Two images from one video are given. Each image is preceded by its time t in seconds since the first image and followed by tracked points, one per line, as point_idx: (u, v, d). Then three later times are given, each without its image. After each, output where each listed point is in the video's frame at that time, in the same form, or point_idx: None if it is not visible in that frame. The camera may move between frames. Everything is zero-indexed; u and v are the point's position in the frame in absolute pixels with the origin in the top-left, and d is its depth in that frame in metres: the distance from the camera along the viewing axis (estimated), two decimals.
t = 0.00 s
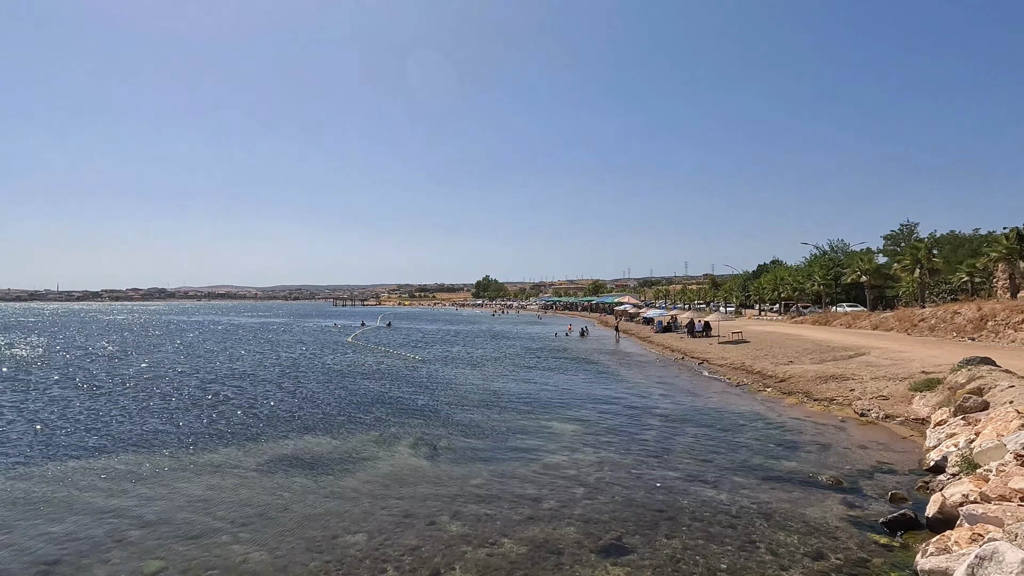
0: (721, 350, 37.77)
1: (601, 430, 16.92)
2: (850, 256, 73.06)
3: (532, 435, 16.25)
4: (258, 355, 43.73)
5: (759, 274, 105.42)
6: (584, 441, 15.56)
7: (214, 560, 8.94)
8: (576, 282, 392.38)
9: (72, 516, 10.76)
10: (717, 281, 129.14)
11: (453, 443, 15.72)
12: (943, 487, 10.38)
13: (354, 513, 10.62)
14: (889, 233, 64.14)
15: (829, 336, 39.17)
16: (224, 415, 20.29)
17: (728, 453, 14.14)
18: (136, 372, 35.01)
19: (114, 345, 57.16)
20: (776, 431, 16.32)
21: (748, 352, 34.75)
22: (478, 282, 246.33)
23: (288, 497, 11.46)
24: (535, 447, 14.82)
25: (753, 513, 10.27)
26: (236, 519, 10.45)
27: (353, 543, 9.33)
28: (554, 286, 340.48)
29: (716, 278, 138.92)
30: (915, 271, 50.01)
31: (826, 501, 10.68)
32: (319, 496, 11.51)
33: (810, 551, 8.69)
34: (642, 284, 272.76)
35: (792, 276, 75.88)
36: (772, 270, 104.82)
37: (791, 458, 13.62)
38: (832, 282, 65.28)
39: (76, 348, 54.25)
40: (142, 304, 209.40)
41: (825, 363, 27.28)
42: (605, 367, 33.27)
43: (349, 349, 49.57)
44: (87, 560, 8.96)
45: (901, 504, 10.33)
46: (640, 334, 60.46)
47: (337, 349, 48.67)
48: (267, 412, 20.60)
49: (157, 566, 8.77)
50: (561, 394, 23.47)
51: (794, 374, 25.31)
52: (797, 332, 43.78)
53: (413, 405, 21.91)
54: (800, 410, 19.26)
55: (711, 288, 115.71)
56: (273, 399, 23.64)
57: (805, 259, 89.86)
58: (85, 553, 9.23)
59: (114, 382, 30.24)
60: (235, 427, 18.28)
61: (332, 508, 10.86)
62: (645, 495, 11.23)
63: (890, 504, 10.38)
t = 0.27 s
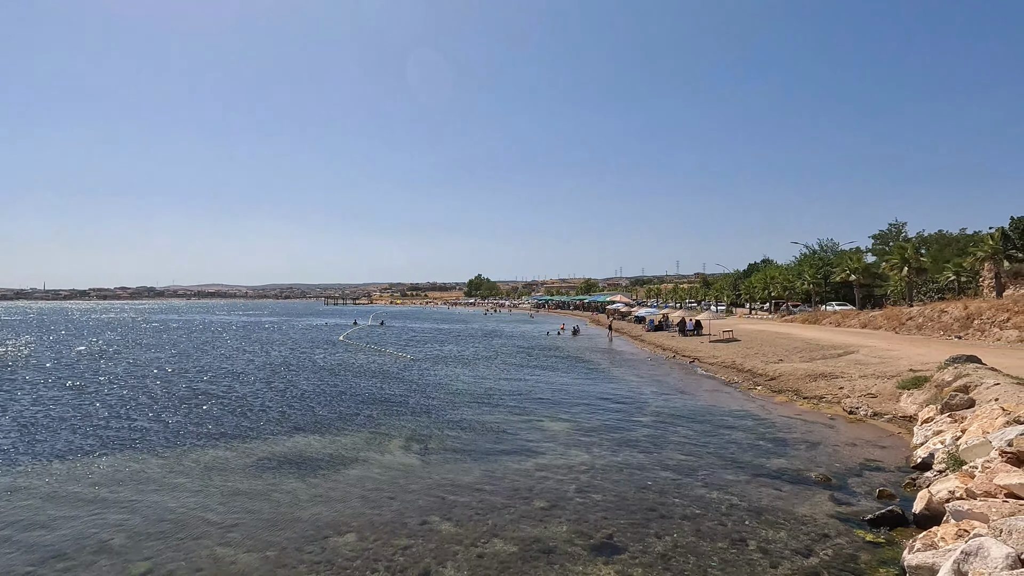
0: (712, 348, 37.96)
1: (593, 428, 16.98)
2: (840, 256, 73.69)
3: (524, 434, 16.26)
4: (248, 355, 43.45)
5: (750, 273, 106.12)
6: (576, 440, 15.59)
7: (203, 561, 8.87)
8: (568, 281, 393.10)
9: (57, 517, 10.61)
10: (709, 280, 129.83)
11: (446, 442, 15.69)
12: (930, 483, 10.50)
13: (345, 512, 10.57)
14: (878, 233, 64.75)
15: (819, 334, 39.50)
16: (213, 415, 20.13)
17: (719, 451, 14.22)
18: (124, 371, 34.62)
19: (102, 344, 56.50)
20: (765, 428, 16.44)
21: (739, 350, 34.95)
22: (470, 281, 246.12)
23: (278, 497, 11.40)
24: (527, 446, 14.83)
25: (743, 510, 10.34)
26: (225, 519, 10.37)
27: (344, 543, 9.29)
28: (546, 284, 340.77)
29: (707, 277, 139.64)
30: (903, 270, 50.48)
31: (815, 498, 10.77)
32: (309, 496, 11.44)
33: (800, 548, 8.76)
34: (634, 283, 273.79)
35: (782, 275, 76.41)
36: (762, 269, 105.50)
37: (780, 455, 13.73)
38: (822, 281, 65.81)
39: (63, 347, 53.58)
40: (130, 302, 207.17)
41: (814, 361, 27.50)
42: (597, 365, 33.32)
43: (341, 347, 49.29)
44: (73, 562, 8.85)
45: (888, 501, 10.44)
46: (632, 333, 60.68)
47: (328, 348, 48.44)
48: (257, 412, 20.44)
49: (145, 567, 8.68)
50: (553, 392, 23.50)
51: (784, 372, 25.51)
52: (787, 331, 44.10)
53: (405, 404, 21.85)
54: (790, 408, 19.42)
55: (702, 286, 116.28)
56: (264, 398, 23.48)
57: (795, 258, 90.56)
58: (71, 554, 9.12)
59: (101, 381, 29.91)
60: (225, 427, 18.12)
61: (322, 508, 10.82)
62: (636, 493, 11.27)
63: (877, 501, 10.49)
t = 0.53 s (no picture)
0: (703, 347, 38.17)
1: (584, 427, 17.00)
2: (829, 255, 74.31)
3: (515, 433, 16.27)
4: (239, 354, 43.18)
5: (740, 272, 106.74)
6: (568, 439, 15.60)
7: (192, 562, 8.80)
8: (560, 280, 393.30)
9: (43, 519, 10.46)
10: (700, 279, 130.38)
11: (438, 441, 15.68)
12: (917, 480, 10.62)
13: (337, 512, 10.53)
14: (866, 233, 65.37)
15: (810, 333, 39.80)
16: (203, 415, 19.99)
17: (709, 450, 14.30)
18: (111, 371, 34.20)
19: (89, 343, 55.79)
20: (756, 426, 16.58)
21: (730, 349, 35.14)
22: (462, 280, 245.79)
23: (269, 498, 11.33)
24: (519, 445, 14.84)
25: (733, 508, 10.42)
26: (215, 520, 10.30)
27: (336, 543, 9.25)
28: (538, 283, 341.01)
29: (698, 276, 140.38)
30: (891, 270, 50.97)
31: (804, 496, 10.87)
32: (300, 496, 11.38)
33: (789, 545, 8.84)
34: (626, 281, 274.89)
35: (772, 274, 76.96)
36: (753, 268, 106.14)
37: (770, 453, 13.84)
38: (812, 280, 66.33)
39: (49, 347, 52.84)
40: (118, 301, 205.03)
41: (805, 360, 27.71)
42: (589, 364, 33.34)
43: (331, 347, 49.00)
44: (59, 565, 8.73)
45: (876, 498, 10.54)
46: (624, 332, 60.86)
47: (319, 347, 48.10)
48: (247, 412, 20.27)
49: (133, 569, 8.59)
50: (545, 391, 23.53)
51: (774, 370, 25.69)
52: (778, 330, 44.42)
53: (397, 403, 21.78)
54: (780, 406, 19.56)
55: (693, 285, 116.84)
56: (254, 398, 23.29)
57: (785, 258, 91.17)
58: (57, 556, 9.01)
59: (87, 381, 29.53)
60: (214, 427, 17.94)
61: (313, 508, 10.76)
62: (628, 492, 11.29)
63: (866, 498, 10.60)
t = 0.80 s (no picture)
0: (694, 346, 38.39)
1: (575, 426, 17.03)
2: (818, 255, 74.94)
3: (506, 432, 16.27)
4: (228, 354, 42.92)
5: (731, 272, 107.32)
6: (558, 438, 15.62)
7: (179, 563, 8.72)
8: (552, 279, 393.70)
9: (27, 521, 10.31)
10: (691, 279, 130.96)
11: (429, 441, 15.64)
12: (903, 477, 10.75)
13: (327, 513, 10.47)
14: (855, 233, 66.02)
15: (799, 332, 40.10)
16: (191, 414, 19.83)
17: (699, 448, 14.38)
18: (97, 371, 33.74)
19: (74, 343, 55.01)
20: (745, 424, 16.70)
21: (721, 348, 35.35)
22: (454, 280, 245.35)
23: (258, 498, 11.26)
24: (510, 445, 14.84)
25: (723, 506, 10.48)
26: (203, 521, 10.22)
27: (326, 544, 9.21)
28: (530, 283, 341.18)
29: (689, 275, 141.15)
30: (878, 269, 51.45)
31: (793, 493, 10.95)
32: (289, 496, 11.31)
33: (778, 543, 8.90)
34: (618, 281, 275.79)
35: (762, 274, 77.52)
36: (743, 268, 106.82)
37: (760, 451, 13.94)
38: (801, 280, 66.87)
39: (34, 347, 52.06)
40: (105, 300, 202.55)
41: (794, 358, 27.91)
42: (580, 363, 33.39)
43: (322, 346, 48.69)
44: (43, 567, 8.62)
45: (864, 495, 10.65)
46: (615, 331, 61.04)
47: (309, 347, 47.80)
48: (236, 412, 20.09)
49: (119, 571, 8.49)
50: (536, 390, 23.54)
51: (764, 369, 25.88)
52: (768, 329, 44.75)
53: (387, 403, 21.70)
54: (769, 404, 19.71)
55: (684, 285, 117.37)
56: (243, 398, 23.09)
57: (775, 257, 91.83)
58: (42, 558, 8.88)
59: (73, 382, 29.13)
60: (202, 427, 17.77)
61: (303, 509, 10.70)
62: (619, 491, 11.32)
63: (853, 495, 10.71)
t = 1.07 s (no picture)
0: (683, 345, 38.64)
1: (565, 425, 17.06)
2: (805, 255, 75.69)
3: (496, 431, 16.27)
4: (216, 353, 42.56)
5: (720, 271, 108.08)
6: (549, 437, 15.64)
7: (166, 565, 8.63)
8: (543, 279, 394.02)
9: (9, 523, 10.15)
10: (681, 279, 131.63)
11: (419, 440, 15.60)
12: (889, 474, 10.89)
13: (316, 513, 10.41)
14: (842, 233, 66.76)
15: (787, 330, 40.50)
16: (178, 415, 19.64)
17: (689, 446, 14.47)
18: (81, 371, 33.27)
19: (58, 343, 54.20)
20: (734, 422, 16.83)
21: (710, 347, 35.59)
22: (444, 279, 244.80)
23: (247, 499, 11.18)
24: (500, 443, 14.85)
25: (712, 503, 10.55)
26: (190, 522, 10.13)
27: (315, 544, 9.16)
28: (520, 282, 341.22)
29: (679, 275, 141.94)
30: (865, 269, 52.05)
31: (781, 491, 11.05)
32: (278, 497, 11.24)
33: (766, 540, 8.98)
34: (609, 280, 276.40)
35: (751, 274, 78.14)
36: (732, 267, 107.57)
37: (748, 449, 14.05)
38: (789, 279, 67.47)
39: (16, 347, 51.22)
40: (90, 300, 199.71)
41: (782, 357, 28.16)
42: (571, 362, 33.46)
43: (311, 346, 48.37)
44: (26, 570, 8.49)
45: (850, 492, 10.78)
46: (605, 330, 61.24)
47: (298, 346, 47.49)
48: (223, 412, 19.92)
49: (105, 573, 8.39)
50: (527, 389, 23.57)
51: (752, 368, 26.09)
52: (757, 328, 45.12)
53: (377, 402, 21.62)
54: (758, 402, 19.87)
55: (674, 284, 117.98)
56: (230, 398, 22.89)
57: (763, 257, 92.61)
58: (26, 561, 8.75)
59: (57, 382, 28.72)
60: (189, 428, 17.59)
61: (292, 509, 10.62)
62: (610, 490, 11.36)
63: (840, 492, 10.83)
